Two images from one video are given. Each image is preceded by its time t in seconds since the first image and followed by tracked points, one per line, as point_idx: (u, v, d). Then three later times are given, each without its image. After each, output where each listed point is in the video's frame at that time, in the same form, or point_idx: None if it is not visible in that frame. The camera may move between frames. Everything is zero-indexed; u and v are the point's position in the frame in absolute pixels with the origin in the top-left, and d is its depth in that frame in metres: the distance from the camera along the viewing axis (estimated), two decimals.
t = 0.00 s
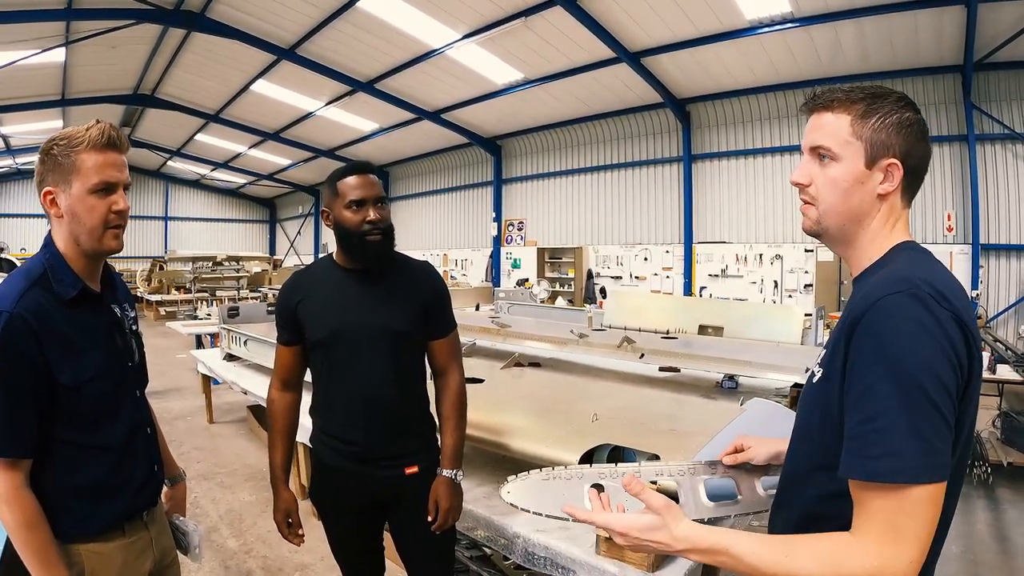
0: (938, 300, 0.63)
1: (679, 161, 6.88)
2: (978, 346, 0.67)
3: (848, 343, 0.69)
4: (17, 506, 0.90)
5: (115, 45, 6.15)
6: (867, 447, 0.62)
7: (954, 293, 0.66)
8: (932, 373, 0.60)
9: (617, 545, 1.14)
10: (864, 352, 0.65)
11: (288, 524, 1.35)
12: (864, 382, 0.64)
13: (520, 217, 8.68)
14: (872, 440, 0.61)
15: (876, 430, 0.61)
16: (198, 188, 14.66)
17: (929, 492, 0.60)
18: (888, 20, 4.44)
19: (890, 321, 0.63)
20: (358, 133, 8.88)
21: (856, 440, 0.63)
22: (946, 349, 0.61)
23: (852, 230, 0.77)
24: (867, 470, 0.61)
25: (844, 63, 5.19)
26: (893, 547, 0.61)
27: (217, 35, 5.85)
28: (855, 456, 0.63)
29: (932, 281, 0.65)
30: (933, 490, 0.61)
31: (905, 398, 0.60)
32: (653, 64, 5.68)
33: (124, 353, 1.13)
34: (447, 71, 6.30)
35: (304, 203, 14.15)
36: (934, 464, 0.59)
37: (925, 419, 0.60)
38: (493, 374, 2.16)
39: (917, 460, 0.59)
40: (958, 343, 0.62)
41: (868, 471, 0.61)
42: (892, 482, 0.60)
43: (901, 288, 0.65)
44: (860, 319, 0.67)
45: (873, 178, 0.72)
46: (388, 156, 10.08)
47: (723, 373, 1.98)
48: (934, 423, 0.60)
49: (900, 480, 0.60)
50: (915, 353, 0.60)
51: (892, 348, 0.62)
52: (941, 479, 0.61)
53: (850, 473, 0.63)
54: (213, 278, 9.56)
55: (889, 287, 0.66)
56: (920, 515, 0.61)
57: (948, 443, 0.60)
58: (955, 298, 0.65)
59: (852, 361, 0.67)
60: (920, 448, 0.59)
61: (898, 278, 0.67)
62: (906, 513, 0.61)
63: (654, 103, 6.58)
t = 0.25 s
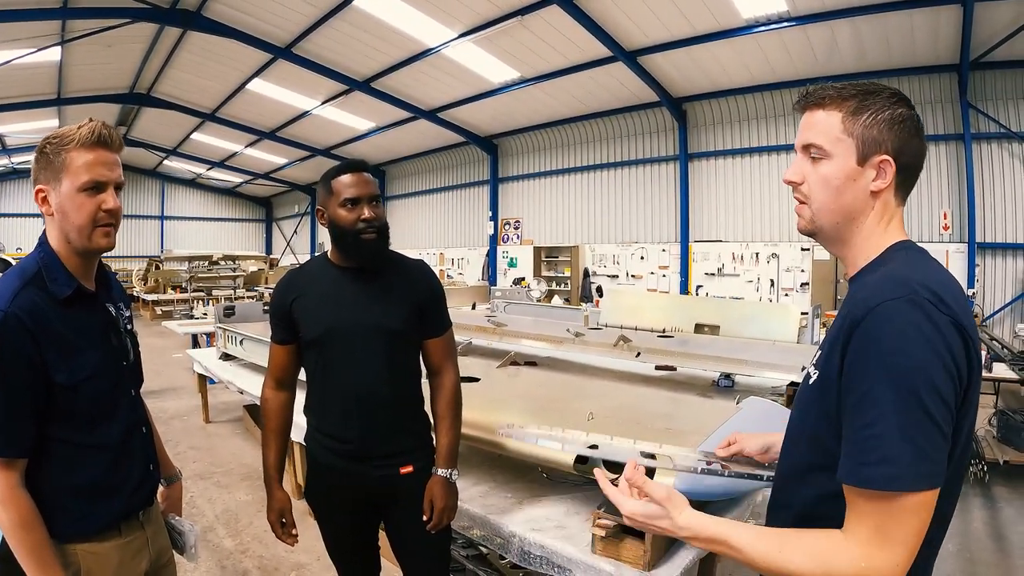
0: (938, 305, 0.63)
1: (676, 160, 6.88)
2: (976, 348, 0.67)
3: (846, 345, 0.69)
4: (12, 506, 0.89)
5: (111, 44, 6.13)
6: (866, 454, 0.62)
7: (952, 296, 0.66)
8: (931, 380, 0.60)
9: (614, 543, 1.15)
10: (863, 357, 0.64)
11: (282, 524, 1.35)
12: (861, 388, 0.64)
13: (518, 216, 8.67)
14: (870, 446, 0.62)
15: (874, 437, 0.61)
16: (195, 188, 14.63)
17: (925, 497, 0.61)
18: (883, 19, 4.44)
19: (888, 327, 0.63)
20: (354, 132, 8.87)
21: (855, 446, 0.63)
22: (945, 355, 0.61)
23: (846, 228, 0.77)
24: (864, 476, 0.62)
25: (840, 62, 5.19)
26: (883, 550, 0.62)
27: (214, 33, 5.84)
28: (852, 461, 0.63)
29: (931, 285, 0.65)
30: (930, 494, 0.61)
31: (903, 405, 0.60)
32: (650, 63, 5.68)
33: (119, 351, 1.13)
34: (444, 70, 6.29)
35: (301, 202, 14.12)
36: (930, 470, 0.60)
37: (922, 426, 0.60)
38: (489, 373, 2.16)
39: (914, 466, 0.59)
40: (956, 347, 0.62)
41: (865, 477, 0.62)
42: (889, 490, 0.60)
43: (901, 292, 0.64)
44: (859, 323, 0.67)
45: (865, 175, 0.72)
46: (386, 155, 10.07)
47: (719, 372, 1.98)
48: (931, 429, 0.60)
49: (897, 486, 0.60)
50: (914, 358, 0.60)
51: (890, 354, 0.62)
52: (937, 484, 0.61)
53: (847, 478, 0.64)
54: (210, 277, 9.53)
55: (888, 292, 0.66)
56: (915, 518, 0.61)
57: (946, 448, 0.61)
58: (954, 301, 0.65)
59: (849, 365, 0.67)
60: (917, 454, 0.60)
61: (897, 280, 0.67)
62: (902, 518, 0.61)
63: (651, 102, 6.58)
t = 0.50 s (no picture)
0: (931, 311, 0.63)
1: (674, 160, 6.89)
2: (971, 355, 0.66)
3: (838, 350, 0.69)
4: (8, 506, 0.89)
5: (108, 44, 6.12)
6: (855, 459, 0.62)
7: (947, 302, 0.65)
8: (921, 388, 0.60)
9: (611, 543, 1.15)
10: (855, 362, 0.64)
11: (277, 525, 1.34)
12: (853, 392, 0.64)
13: (516, 216, 8.67)
14: (861, 451, 0.61)
15: (863, 441, 0.62)
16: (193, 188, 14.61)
17: (914, 504, 0.61)
18: (879, 20, 4.46)
19: (880, 332, 0.63)
20: (352, 132, 8.86)
21: (846, 450, 0.63)
22: (936, 361, 0.61)
23: (837, 229, 0.77)
24: (854, 481, 0.62)
25: (837, 62, 5.20)
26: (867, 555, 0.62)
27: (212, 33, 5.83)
28: (843, 465, 0.63)
29: (926, 291, 0.65)
30: (919, 501, 0.61)
31: (892, 411, 0.60)
32: (647, 63, 5.69)
33: (115, 351, 1.13)
34: (442, 70, 6.29)
35: (299, 202, 14.10)
36: (919, 476, 0.60)
37: (912, 432, 0.60)
38: (486, 374, 2.16)
39: (902, 472, 0.59)
40: (948, 354, 0.62)
41: (854, 481, 0.62)
42: (875, 496, 0.61)
43: (893, 298, 0.64)
44: (852, 327, 0.67)
45: (854, 175, 0.72)
46: (384, 155, 10.06)
47: (716, 372, 1.98)
48: (921, 436, 0.60)
49: (885, 491, 0.60)
50: (905, 365, 0.60)
51: (882, 360, 0.62)
52: (927, 491, 0.61)
53: (837, 483, 0.64)
54: (208, 277, 9.52)
55: (881, 297, 0.65)
56: (905, 525, 0.61)
57: (936, 456, 0.61)
58: (948, 307, 0.65)
59: (841, 370, 0.67)
60: (907, 460, 0.60)
61: (890, 285, 0.66)
62: (891, 523, 0.61)
63: (648, 102, 6.59)
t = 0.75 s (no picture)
0: (928, 311, 0.62)
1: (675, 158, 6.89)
2: (969, 353, 0.66)
3: (836, 349, 0.69)
4: (8, 504, 0.89)
5: (108, 42, 6.12)
6: (852, 459, 0.62)
7: (945, 300, 0.65)
8: (918, 387, 0.60)
9: (611, 542, 1.15)
10: (852, 361, 0.65)
11: (280, 523, 1.34)
12: (850, 393, 0.64)
13: (516, 214, 8.67)
14: (859, 450, 0.62)
15: (861, 441, 0.62)
16: (193, 186, 14.61)
17: (915, 504, 0.60)
18: (881, 19, 4.45)
19: (876, 332, 0.63)
20: (352, 130, 8.86)
21: (844, 450, 0.64)
22: (933, 361, 0.60)
23: (835, 228, 0.76)
24: (853, 481, 0.62)
25: (837, 62, 5.20)
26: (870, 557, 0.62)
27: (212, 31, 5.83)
28: (842, 465, 0.64)
29: (923, 290, 0.64)
30: (921, 501, 0.61)
31: (889, 411, 0.60)
32: (648, 62, 5.68)
33: (116, 350, 1.13)
34: (443, 69, 6.29)
35: (299, 201, 14.10)
36: (919, 476, 0.60)
37: (909, 433, 0.60)
38: (487, 372, 2.16)
39: (901, 473, 0.59)
40: (946, 353, 0.62)
41: (853, 481, 0.62)
42: (872, 495, 0.61)
43: (890, 297, 0.64)
44: (849, 327, 0.67)
45: (849, 174, 0.72)
46: (384, 154, 10.06)
47: (717, 371, 1.98)
48: (920, 436, 0.60)
49: (885, 491, 0.60)
50: (901, 365, 0.60)
51: (878, 360, 0.62)
52: (929, 490, 0.61)
53: (836, 483, 0.64)
54: (208, 276, 9.53)
55: (878, 296, 0.65)
56: (907, 526, 0.61)
57: (934, 456, 0.60)
58: (946, 305, 0.65)
59: (839, 369, 0.67)
60: (905, 460, 0.60)
61: (887, 284, 0.66)
62: (891, 523, 0.61)
63: (649, 101, 6.58)
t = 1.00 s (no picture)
0: (931, 307, 0.62)
1: (676, 155, 6.88)
2: (971, 351, 0.66)
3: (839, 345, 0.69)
4: (10, 502, 0.89)
5: (110, 39, 6.11)
6: (853, 455, 0.62)
7: (949, 297, 0.65)
8: (921, 384, 0.60)
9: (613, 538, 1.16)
10: (855, 358, 0.65)
11: (284, 520, 1.35)
12: (852, 389, 0.64)
13: (518, 212, 8.66)
14: (859, 446, 0.62)
15: (861, 438, 0.62)
16: (195, 183, 14.62)
17: (913, 500, 0.60)
18: (883, 16, 4.44)
19: (880, 329, 0.63)
20: (354, 127, 8.85)
21: (846, 446, 0.64)
22: (936, 358, 0.60)
23: (840, 225, 0.76)
24: (853, 476, 0.62)
25: (839, 59, 5.20)
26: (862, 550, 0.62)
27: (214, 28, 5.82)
28: (843, 461, 0.64)
29: (927, 287, 0.64)
30: (918, 500, 0.61)
31: (892, 408, 0.60)
32: (650, 58, 5.67)
33: (118, 347, 1.13)
34: (444, 65, 6.28)
35: (300, 199, 14.10)
36: (919, 474, 0.60)
37: (912, 430, 0.59)
38: (489, 369, 2.16)
39: (904, 470, 0.59)
40: (949, 351, 0.62)
41: (854, 477, 0.62)
42: (871, 490, 0.61)
43: (893, 294, 0.64)
44: (852, 323, 0.67)
45: (854, 172, 0.72)
46: (385, 151, 10.06)
47: (719, 368, 1.98)
48: (921, 433, 0.60)
49: (885, 487, 0.60)
50: (904, 362, 0.60)
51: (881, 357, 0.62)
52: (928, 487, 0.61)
53: (838, 478, 0.64)
54: (210, 273, 9.53)
55: (882, 293, 0.65)
56: (902, 522, 0.61)
57: (936, 453, 0.60)
58: (949, 303, 0.64)
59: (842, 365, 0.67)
60: (907, 456, 0.59)
61: (890, 281, 0.66)
62: (888, 519, 0.61)
63: (651, 97, 6.58)
